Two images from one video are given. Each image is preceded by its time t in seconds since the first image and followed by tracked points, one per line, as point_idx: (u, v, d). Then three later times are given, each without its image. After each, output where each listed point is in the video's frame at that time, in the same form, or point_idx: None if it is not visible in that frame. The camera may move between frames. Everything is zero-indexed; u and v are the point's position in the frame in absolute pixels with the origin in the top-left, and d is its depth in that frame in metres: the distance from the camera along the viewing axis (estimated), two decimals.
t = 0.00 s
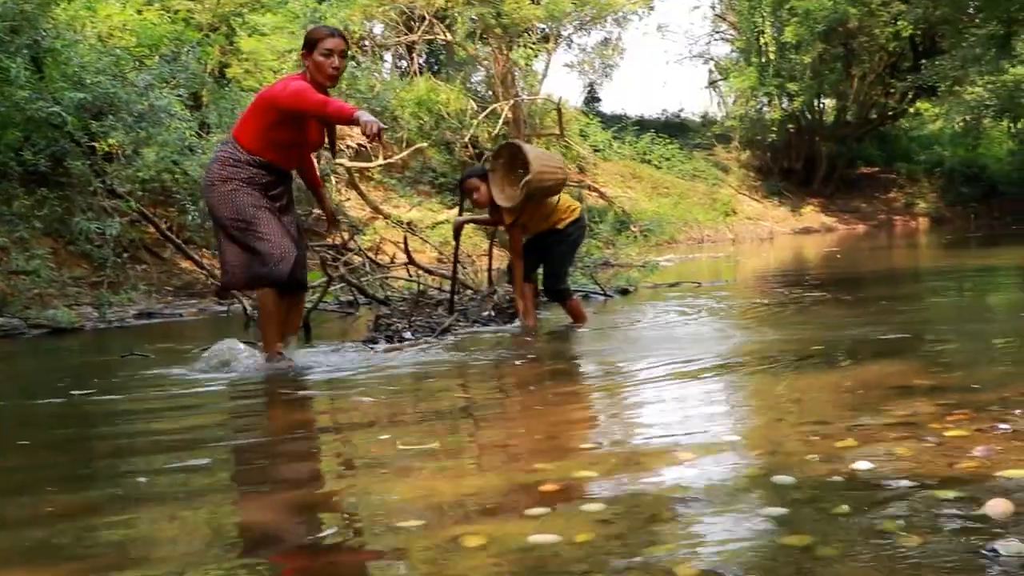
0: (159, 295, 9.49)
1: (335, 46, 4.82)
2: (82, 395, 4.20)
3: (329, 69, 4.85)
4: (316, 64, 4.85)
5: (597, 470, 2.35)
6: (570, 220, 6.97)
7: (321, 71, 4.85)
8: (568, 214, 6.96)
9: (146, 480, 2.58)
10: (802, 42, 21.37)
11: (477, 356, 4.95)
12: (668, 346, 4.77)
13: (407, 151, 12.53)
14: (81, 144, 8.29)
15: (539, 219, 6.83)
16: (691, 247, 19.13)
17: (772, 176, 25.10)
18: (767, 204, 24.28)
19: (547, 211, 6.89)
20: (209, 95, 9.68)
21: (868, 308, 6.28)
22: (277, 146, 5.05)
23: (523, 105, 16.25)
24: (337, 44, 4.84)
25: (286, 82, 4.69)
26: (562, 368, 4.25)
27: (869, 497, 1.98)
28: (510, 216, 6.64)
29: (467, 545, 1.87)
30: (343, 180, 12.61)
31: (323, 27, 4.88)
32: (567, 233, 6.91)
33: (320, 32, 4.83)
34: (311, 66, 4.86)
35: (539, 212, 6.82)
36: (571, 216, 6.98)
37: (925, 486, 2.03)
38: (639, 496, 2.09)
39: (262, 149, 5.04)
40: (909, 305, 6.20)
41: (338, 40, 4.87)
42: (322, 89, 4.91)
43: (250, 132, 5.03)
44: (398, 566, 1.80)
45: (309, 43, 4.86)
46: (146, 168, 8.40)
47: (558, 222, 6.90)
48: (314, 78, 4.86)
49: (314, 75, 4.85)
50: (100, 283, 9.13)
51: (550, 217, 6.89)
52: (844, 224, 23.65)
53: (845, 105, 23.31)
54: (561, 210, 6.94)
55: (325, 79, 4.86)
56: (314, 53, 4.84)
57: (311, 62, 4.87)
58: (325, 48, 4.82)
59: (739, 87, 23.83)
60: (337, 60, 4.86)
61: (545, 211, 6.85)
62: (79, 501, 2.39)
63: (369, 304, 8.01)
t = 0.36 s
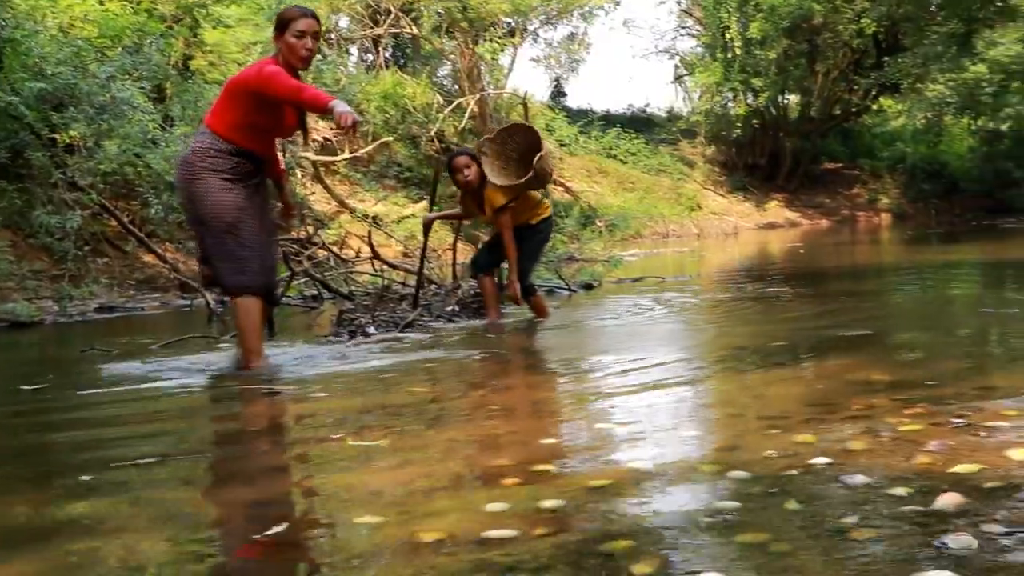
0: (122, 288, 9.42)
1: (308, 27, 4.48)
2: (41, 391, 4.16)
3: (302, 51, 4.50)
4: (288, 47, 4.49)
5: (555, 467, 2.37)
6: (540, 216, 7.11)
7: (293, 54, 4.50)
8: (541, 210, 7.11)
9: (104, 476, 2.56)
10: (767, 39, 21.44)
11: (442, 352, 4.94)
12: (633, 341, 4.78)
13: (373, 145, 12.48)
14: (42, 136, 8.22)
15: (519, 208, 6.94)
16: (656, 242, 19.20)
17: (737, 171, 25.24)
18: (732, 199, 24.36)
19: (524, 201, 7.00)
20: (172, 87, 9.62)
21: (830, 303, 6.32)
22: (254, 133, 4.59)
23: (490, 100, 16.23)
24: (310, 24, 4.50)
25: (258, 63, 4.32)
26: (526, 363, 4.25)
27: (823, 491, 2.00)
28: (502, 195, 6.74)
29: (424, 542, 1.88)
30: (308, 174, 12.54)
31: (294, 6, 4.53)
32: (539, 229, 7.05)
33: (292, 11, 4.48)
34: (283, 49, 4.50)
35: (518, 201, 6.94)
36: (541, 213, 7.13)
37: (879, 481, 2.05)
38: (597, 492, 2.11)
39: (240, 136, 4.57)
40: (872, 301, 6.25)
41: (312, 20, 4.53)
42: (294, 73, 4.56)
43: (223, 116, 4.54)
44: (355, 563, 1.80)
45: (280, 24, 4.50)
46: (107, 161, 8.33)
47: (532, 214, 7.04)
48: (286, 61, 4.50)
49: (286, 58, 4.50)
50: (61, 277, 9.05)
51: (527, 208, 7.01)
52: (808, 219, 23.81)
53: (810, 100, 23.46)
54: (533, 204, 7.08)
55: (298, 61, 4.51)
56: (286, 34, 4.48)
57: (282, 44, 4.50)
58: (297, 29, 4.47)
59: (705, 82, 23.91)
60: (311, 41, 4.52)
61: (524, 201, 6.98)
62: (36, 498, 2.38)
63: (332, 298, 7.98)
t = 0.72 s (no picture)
0: (67, 287, 9.30)
1: (255, 15, 4.43)
2: None
3: (251, 40, 4.46)
4: (236, 35, 4.44)
5: (503, 466, 2.38)
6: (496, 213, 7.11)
7: (241, 44, 4.45)
8: (497, 208, 7.12)
9: (51, 479, 2.54)
10: (718, 38, 21.54)
11: (392, 352, 4.92)
12: (583, 340, 4.79)
13: (324, 141, 12.39)
14: None
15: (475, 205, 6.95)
16: (608, 240, 19.24)
17: (689, 170, 25.34)
18: (684, 198, 24.42)
19: (481, 197, 7.01)
20: (120, 82, 9.50)
21: (779, 302, 6.38)
22: (200, 124, 4.53)
23: (442, 97, 16.18)
24: (258, 12, 4.45)
25: (205, 52, 4.27)
26: (477, 362, 4.25)
27: (767, 489, 2.03)
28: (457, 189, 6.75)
29: (370, 541, 1.88)
30: (259, 171, 12.42)
31: None
32: (494, 226, 7.05)
33: None
34: (230, 38, 4.46)
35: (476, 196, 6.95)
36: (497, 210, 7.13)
37: (821, 479, 2.08)
38: (543, 492, 2.12)
39: (186, 128, 4.52)
40: (820, 300, 6.31)
41: (261, 10, 4.48)
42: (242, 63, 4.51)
43: (170, 108, 4.49)
44: (302, 561, 1.80)
45: (228, 13, 4.46)
46: (53, 157, 8.22)
47: (490, 210, 7.04)
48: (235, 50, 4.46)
49: (234, 47, 4.45)
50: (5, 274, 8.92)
51: (483, 204, 7.02)
52: (758, 218, 23.98)
53: (761, 100, 23.63)
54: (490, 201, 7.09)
55: (247, 51, 4.47)
56: (234, 24, 4.43)
57: (230, 34, 4.46)
58: (245, 18, 4.43)
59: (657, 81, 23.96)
60: (259, 30, 4.47)
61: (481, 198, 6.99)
62: None
63: (283, 296, 7.93)
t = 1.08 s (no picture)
0: (18, 293, 9.18)
1: (205, 18, 4.41)
2: None
3: (200, 44, 4.43)
4: (186, 39, 4.41)
5: (460, 472, 2.39)
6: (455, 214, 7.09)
7: (191, 48, 4.43)
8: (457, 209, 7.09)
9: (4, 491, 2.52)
10: (672, 40, 21.66)
11: (348, 357, 4.91)
12: (540, 344, 4.80)
13: (278, 144, 12.29)
14: None
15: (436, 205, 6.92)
16: (564, 242, 19.28)
17: (645, 172, 25.40)
18: (639, 199, 24.48)
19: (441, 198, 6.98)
20: (70, 86, 9.41)
21: (735, 303, 6.43)
22: (151, 130, 4.50)
23: (397, 99, 16.14)
24: (207, 16, 4.43)
25: (155, 57, 4.23)
26: (433, 368, 4.25)
27: (720, 491, 2.06)
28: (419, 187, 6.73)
29: (326, 549, 1.89)
30: (212, 176, 12.33)
31: None
32: (453, 227, 7.03)
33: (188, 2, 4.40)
34: (180, 43, 4.43)
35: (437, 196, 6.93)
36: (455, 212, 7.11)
37: (775, 481, 2.11)
38: (500, 497, 2.13)
39: (137, 134, 4.48)
40: (774, 301, 6.37)
41: (210, 13, 4.45)
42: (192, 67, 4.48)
43: (120, 114, 4.45)
44: (258, 569, 1.81)
45: (176, 17, 4.42)
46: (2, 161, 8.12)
47: (450, 212, 7.02)
48: (184, 54, 4.43)
49: (185, 52, 4.43)
50: None
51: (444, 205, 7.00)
52: (713, 219, 24.12)
53: (714, 102, 23.80)
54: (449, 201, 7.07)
55: (197, 55, 4.44)
56: (183, 28, 4.41)
57: (179, 37, 4.43)
58: (195, 21, 4.40)
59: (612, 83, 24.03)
60: (209, 33, 4.44)
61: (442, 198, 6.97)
62: None
63: (237, 301, 7.87)
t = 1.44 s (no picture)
0: None
1: (180, 24, 4.38)
2: None
3: (175, 51, 4.41)
4: (161, 44, 4.39)
5: (434, 478, 2.38)
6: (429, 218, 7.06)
7: (165, 54, 4.40)
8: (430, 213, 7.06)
9: None
10: (645, 45, 21.73)
11: (321, 363, 4.89)
12: (514, 350, 4.79)
13: (251, 149, 12.23)
14: None
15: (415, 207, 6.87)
16: (538, 247, 19.28)
17: (618, 176, 25.42)
18: (613, 204, 24.49)
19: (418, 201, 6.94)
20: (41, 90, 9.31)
21: (708, 308, 6.44)
22: (126, 135, 4.47)
23: (371, 104, 16.11)
24: (183, 22, 4.40)
25: (129, 64, 4.21)
26: (407, 373, 4.24)
27: (695, 497, 2.05)
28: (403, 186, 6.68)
29: (298, 556, 1.88)
30: (185, 181, 12.26)
31: (167, 4, 4.42)
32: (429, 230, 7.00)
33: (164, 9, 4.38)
34: (155, 48, 4.41)
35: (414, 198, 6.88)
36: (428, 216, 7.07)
37: (747, 486, 2.11)
38: (474, 503, 2.13)
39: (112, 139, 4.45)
40: (749, 305, 6.38)
41: (186, 19, 4.43)
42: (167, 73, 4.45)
43: (94, 119, 4.42)
44: None
45: (151, 22, 4.40)
46: None
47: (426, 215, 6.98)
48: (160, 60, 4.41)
49: (160, 58, 4.40)
50: None
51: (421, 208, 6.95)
52: (686, 223, 24.17)
53: (687, 107, 23.89)
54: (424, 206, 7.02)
55: (172, 61, 4.42)
56: (159, 35, 4.39)
57: (155, 43, 4.41)
58: (170, 28, 4.38)
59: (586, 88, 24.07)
60: (184, 39, 4.42)
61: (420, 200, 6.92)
62: None
63: (210, 307, 7.83)
